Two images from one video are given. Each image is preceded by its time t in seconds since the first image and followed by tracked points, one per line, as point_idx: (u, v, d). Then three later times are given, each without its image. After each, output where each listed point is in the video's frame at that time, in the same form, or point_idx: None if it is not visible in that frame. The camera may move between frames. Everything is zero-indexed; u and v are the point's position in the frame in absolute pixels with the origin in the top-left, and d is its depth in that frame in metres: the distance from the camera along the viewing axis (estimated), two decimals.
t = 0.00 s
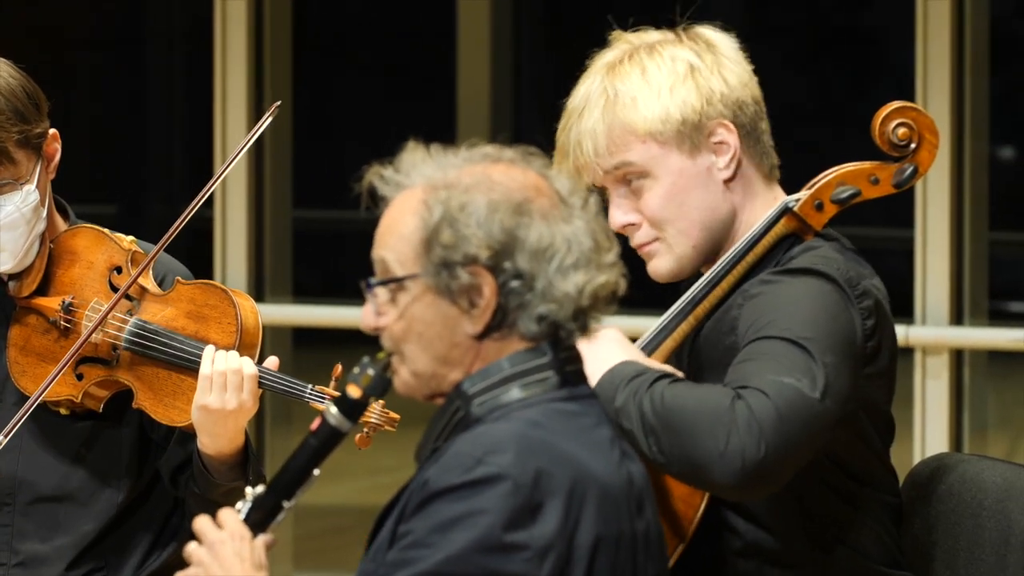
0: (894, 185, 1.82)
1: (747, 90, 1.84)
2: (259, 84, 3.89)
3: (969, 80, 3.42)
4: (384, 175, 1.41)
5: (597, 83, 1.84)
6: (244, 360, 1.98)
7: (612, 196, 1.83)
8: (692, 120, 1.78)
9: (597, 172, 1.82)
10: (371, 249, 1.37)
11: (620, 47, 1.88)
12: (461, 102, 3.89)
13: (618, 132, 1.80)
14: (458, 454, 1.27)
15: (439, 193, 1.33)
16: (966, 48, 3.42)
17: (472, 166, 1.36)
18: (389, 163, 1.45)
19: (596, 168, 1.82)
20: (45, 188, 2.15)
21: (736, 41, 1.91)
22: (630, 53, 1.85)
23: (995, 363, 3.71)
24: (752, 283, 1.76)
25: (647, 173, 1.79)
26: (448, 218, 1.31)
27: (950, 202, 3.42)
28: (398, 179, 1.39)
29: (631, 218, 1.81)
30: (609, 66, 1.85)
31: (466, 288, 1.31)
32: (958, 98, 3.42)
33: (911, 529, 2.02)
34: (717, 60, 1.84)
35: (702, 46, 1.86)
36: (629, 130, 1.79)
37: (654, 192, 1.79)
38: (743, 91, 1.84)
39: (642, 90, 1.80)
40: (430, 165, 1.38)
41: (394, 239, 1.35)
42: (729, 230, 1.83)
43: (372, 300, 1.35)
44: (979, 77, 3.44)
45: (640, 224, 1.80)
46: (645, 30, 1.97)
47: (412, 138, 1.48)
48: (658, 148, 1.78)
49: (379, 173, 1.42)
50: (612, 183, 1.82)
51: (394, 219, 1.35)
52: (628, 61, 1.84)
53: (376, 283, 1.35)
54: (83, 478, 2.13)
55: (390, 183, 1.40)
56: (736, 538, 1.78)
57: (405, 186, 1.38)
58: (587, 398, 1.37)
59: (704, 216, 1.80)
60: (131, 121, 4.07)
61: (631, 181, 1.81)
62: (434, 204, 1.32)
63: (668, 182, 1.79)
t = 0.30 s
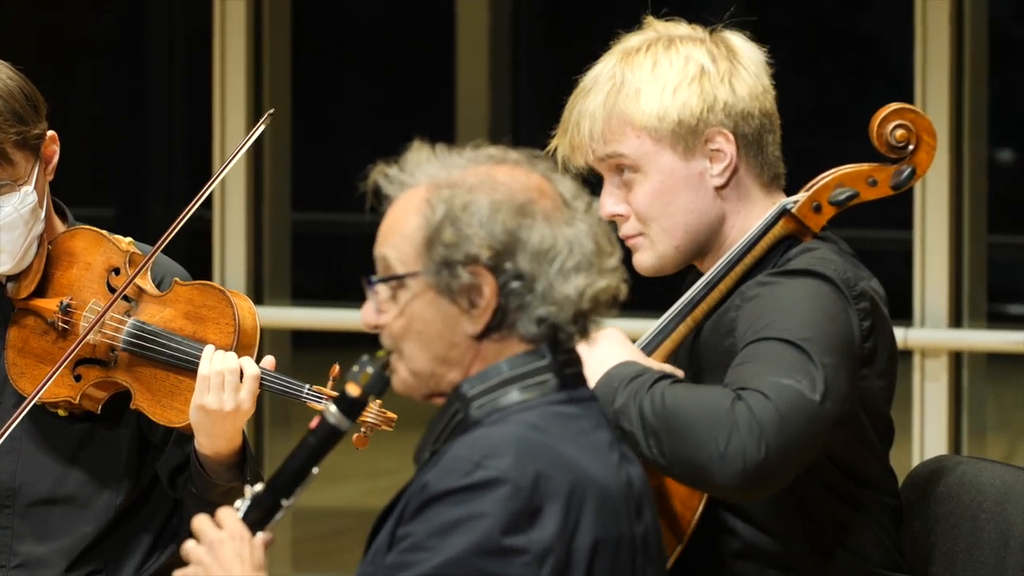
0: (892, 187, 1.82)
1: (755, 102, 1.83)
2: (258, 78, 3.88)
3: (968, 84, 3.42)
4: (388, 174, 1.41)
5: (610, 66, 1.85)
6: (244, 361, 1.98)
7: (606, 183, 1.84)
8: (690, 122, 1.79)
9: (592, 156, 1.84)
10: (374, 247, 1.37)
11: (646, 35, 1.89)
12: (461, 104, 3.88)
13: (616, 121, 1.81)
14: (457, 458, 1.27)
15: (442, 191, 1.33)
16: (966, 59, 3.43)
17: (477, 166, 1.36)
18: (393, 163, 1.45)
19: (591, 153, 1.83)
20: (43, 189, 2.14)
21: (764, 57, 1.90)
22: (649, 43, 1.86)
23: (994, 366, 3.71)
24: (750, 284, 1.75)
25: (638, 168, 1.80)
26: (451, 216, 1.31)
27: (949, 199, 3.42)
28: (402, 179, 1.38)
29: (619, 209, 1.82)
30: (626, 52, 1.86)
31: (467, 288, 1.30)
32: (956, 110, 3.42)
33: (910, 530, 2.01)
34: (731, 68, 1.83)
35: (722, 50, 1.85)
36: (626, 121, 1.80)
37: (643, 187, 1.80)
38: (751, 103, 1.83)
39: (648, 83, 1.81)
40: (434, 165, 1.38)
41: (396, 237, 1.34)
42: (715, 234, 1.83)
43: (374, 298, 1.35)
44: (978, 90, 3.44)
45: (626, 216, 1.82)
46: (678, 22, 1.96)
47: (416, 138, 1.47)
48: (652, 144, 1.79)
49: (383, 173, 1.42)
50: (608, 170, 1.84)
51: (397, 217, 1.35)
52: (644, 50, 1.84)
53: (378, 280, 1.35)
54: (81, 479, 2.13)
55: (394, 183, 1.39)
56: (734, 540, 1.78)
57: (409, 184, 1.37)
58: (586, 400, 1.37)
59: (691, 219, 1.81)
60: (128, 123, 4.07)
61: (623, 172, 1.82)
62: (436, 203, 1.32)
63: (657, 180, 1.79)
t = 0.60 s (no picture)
0: (886, 192, 1.82)
1: (746, 106, 1.84)
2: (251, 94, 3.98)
3: (962, 92, 3.46)
4: (388, 177, 1.41)
5: (602, 72, 1.85)
6: (240, 361, 1.96)
7: (599, 188, 1.85)
8: (680, 128, 1.79)
9: (584, 161, 1.84)
10: (373, 250, 1.37)
11: (638, 40, 1.89)
12: (454, 108, 3.90)
13: (608, 127, 1.81)
14: (456, 464, 1.27)
15: (442, 195, 1.33)
16: (959, 63, 3.46)
17: (477, 170, 1.36)
18: (393, 166, 1.45)
19: (583, 159, 1.83)
20: (38, 192, 2.14)
21: (756, 58, 1.90)
22: (640, 48, 1.86)
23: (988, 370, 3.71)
24: (744, 287, 1.76)
25: (630, 173, 1.81)
26: (451, 221, 1.31)
27: (942, 197, 3.45)
28: (402, 182, 1.39)
29: (612, 214, 1.82)
30: (617, 57, 1.86)
31: (466, 292, 1.31)
32: (950, 112, 3.46)
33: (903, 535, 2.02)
34: (721, 72, 1.84)
35: (712, 54, 1.85)
36: (618, 126, 1.81)
37: (635, 192, 1.81)
38: (742, 107, 1.83)
39: (639, 88, 1.81)
40: (434, 169, 1.38)
41: (396, 240, 1.35)
42: (705, 234, 1.83)
43: (373, 300, 1.35)
44: (972, 94, 3.47)
45: (620, 221, 1.82)
46: (669, 25, 1.97)
47: (417, 142, 1.47)
48: (643, 150, 1.79)
49: (383, 176, 1.42)
50: (600, 175, 1.84)
51: (397, 221, 1.35)
52: (635, 55, 1.85)
53: (377, 282, 1.35)
54: (76, 481, 2.13)
55: (394, 186, 1.39)
56: (727, 543, 1.78)
57: (409, 187, 1.37)
58: (584, 405, 1.37)
59: (684, 223, 1.81)
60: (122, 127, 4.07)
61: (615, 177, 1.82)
62: (437, 206, 1.32)
63: (649, 185, 1.80)
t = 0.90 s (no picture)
0: (877, 196, 1.83)
1: (735, 108, 1.84)
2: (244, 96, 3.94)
3: (952, 102, 3.46)
4: (387, 179, 1.41)
5: (589, 80, 1.85)
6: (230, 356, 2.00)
7: (591, 196, 1.85)
8: (670, 133, 1.79)
9: (576, 171, 1.84)
10: (370, 252, 1.37)
11: (624, 46, 1.90)
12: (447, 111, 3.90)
13: (598, 134, 1.81)
14: (451, 469, 1.27)
15: (440, 201, 1.33)
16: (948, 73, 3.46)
17: (475, 174, 1.36)
18: (392, 168, 1.45)
19: (575, 168, 1.83)
20: (30, 194, 2.14)
21: (743, 60, 1.91)
22: (626, 55, 1.86)
23: (979, 374, 3.72)
24: (736, 292, 1.76)
25: (622, 180, 1.81)
26: (448, 226, 1.31)
27: (932, 202, 3.45)
28: (401, 184, 1.39)
29: (606, 221, 1.82)
30: (604, 64, 1.86)
31: (462, 298, 1.31)
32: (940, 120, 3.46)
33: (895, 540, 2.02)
34: (708, 75, 1.84)
35: (698, 58, 1.86)
36: (608, 134, 1.81)
37: (628, 199, 1.81)
38: (731, 109, 1.84)
39: (626, 95, 1.82)
40: (432, 172, 1.38)
41: (394, 243, 1.34)
42: (703, 241, 1.83)
43: (369, 302, 1.35)
44: (962, 101, 3.47)
45: (614, 228, 1.82)
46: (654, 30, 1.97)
47: (417, 145, 1.47)
48: (633, 156, 1.80)
49: (382, 177, 1.41)
50: (592, 184, 1.84)
51: (395, 224, 1.35)
52: (622, 62, 1.85)
53: (374, 285, 1.35)
54: (67, 482, 2.11)
55: (392, 188, 1.39)
56: (719, 547, 1.78)
57: (408, 190, 1.37)
58: (579, 410, 1.37)
59: (677, 228, 1.81)
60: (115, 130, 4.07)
61: (607, 185, 1.82)
62: (434, 212, 1.32)
63: (641, 191, 1.80)
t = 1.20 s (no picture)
0: (867, 200, 1.83)
1: (724, 110, 1.84)
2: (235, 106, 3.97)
3: (941, 103, 3.48)
4: (380, 181, 1.40)
5: (577, 88, 1.85)
6: (218, 350, 1.99)
7: (583, 204, 1.85)
8: (660, 137, 1.80)
9: (567, 180, 1.84)
10: (363, 253, 1.37)
11: (611, 53, 1.90)
12: (436, 114, 3.89)
13: (588, 141, 1.82)
14: (441, 472, 1.27)
15: (432, 205, 1.33)
16: (938, 73, 3.48)
17: (468, 178, 1.36)
18: (386, 169, 1.44)
19: (566, 176, 1.83)
20: (20, 193, 2.13)
21: (731, 63, 1.91)
22: (613, 62, 1.87)
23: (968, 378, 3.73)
24: (726, 299, 1.76)
25: (614, 187, 1.81)
26: (440, 231, 1.31)
27: (922, 207, 3.47)
28: (394, 187, 1.38)
29: (598, 228, 1.82)
30: (592, 72, 1.86)
31: (453, 302, 1.31)
32: (929, 124, 3.49)
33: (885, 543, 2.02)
34: (696, 78, 1.84)
35: (685, 62, 1.86)
36: (598, 142, 1.81)
37: (620, 205, 1.81)
38: (720, 112, 1.84)
39: (615, 101, 1.82)
40: (424, 174, 1.38)
41: (386, 245, 1.34)
42: (694, 245, 1.83)
43: (361, 305, 1.35)
44: (952, 103, 3.49)
45: (607, 235, 1.82)
46: (641, 36, 1.97)
47: (411, 147, 1.47)
48: (624, 162, 1.80)
49: (374, 180, 1.41)
50: (583, 192, 1.84)
51: (387, 227, 1.35)
52: (609, 69, 1.85)
53: (366, 288, 1.35)
54: (59, 480, 2.10)
55: (385, 190, 1.39)
56: (709, 552, 1.78)
57: (400, 193, 1.37)
58: (571, 414, 1.36)
59: (668, 232, 1.81)
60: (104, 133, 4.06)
61: (599, 192, 1.82)
62: (426, 216, 1.32)
63: (633, 197, 1.80)
